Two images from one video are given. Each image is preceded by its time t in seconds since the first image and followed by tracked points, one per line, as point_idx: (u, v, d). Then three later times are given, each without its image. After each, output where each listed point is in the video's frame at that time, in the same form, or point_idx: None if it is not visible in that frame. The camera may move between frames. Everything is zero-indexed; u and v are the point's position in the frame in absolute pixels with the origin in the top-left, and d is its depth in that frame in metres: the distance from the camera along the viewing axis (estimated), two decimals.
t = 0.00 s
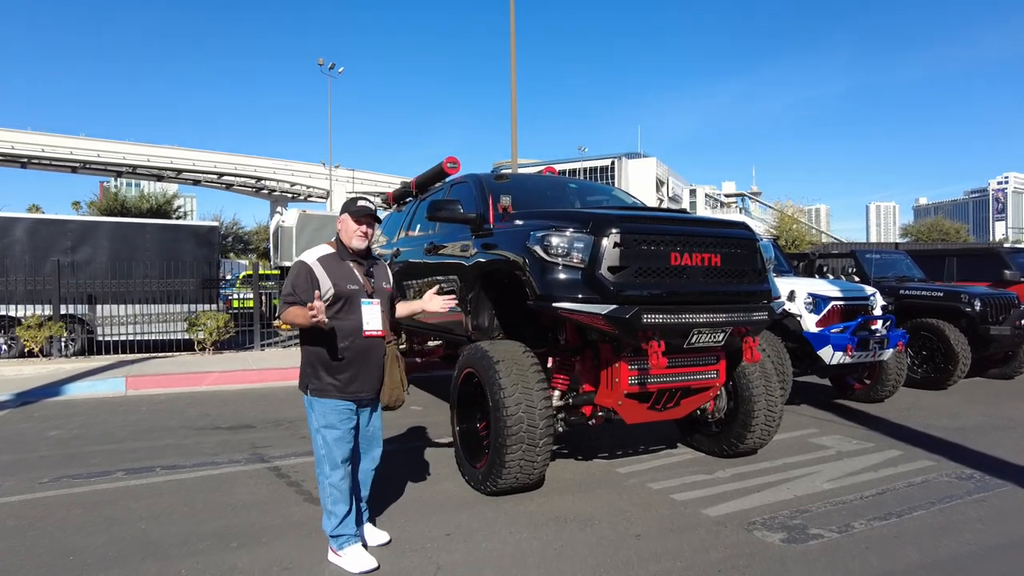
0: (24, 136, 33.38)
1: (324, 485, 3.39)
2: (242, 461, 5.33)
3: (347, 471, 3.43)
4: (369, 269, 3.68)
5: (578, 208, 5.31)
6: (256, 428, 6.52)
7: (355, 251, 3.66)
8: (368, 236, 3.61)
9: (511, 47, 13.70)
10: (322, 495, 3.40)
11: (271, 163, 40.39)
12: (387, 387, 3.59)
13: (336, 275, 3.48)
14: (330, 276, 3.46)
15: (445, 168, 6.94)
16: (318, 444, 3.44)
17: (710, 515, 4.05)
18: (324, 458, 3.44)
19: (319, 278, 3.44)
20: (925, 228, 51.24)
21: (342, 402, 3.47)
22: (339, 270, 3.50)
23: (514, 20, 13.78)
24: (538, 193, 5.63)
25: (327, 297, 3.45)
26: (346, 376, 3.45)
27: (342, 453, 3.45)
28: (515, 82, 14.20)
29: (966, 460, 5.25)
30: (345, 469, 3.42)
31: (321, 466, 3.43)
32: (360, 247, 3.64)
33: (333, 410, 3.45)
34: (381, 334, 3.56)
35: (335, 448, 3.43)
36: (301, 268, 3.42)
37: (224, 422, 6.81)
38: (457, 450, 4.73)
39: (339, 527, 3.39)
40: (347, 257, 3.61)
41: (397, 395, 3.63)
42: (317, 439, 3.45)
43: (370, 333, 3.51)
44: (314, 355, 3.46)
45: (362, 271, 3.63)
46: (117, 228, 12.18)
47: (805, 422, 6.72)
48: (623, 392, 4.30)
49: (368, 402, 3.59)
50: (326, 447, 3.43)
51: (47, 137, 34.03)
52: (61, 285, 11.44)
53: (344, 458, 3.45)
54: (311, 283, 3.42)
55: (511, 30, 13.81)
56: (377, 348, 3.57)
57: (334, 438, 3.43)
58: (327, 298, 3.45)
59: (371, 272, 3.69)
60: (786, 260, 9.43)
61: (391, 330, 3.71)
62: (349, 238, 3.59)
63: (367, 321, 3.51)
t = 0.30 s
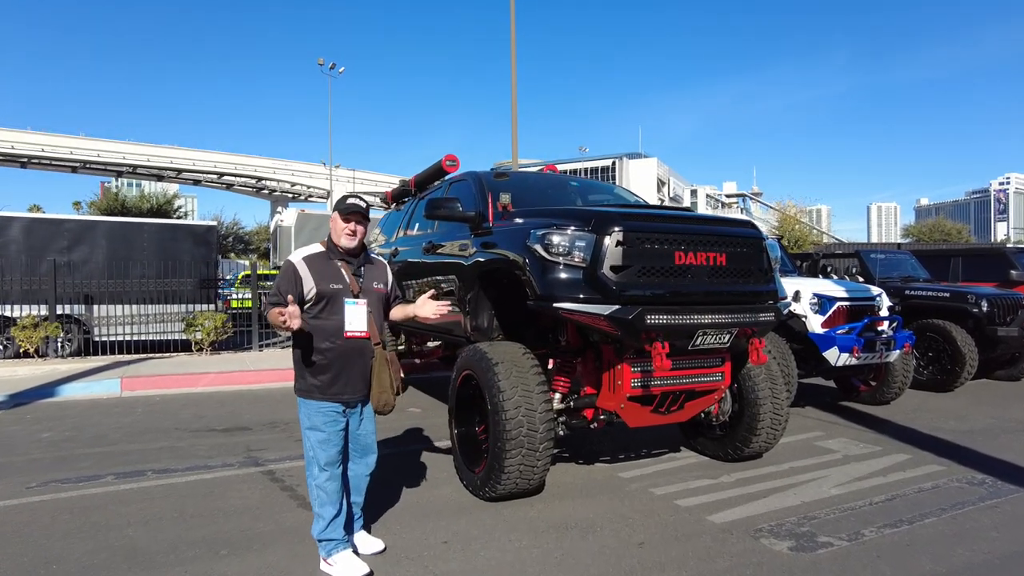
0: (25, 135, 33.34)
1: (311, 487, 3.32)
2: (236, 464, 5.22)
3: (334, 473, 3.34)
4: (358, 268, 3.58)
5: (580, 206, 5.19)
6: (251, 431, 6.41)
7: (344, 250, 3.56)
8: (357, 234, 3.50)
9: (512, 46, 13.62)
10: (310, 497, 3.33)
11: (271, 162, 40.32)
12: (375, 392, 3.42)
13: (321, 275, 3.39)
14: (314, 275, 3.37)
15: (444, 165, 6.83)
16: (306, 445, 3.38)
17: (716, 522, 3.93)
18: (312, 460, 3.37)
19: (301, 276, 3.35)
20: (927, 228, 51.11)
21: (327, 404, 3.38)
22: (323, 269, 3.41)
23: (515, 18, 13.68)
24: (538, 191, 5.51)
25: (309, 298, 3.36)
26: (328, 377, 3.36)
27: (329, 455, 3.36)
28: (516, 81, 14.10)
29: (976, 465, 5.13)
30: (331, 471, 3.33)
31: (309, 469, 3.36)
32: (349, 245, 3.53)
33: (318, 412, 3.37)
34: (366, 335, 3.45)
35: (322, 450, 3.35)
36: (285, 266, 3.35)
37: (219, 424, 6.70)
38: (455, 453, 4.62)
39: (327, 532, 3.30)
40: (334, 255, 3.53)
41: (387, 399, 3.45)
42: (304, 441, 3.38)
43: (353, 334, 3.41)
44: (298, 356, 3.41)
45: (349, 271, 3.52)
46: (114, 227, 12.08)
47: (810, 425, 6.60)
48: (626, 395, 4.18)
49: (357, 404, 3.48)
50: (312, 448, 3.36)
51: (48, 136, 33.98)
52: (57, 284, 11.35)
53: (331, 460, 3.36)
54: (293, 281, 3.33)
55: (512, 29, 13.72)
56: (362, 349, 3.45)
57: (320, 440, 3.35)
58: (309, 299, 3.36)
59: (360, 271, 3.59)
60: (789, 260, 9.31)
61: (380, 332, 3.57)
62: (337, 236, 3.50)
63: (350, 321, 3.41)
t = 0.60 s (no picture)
0: (28, 137, 33.40)
1: (296, 495, 3.20)
2: (225, 469, 5.12)
3: (320, 481, 3.23)
4: (345, 267, 3.49)
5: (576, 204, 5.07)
6: (244, 434, 6.32)
7: (329, 249, 3.47)
8: (344, 232, 3.41)
9: (512, 45, 13.49)
10: (294, 505, 3.22)
11: (274, 163, 40.30)
12: (366, 395, 3.33)
13: (307, 276, 3.30)
14: (300, 277, 3.27)
15: (441, 164, 6.72)
16: (291, 451, 3.26)
17: (714, 530, 3.80)
18: (297, 467, 3.25)
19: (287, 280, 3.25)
20: (933, 228, 50.78)
21: (316, 408, 3.26)
22: (309, 270, 3.31)
23: (515, 16, 13.55)
24: (534, 189, 5.40)
25: (297, 300, 3.27)
26: (318, 381, 3.25)
27: (315, 462, 3.24)
28: (516, 80, 13.99)
29: (985, 470, 4.98)
30: (316, 479, 3.22)
31: (293, 476, 3.24)
32: (335, 244, 3.44)
33: (305, 417, 3.24)
34: (356, 336, 3.34)
35: (307, 457, 3.22)
36: (270, 269, 3.25)
37: (212, 427, 6.61)
38: (447, 458, 4.49)
39: (311, 541, 3.19)
40: (319, 255, 3.42)
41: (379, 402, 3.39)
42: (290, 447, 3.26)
43: (344, 335, 3.31)
44: (286, 361, 3.28)
45: (336, 270, 3.43)
46: (112, 228, 12.02)
47: (814, 428, 6.47)
48: (622, 399, 4.06)
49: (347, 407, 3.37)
50: (298, 455, 3.24)
51: (51, 138, 34.04)
52: (54, 285, 11.30)
53: (318, 467, 3.24)
54: (279, 285, 3.23)
55: (512, 27, 13.60)
56: (354, 350, 3.35)
57: (306, 446, 3.23)
58: (297, 301, 3.27)
59: (347, 270, 3.49)
60: (793, 260, 9.17)
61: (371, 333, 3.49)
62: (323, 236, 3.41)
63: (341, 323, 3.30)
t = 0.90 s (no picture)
0: (37, 140, 33.63)
1: (284, 505, 3.09)
2: (217, 473, 5.06)
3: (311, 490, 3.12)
4: (334, 270, 3.40)
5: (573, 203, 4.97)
6: (239, 437, 6.26)
7: (319, 250, 3.36)
8: (340, 235, 3.35)
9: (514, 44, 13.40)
10: (281, 516, 3.10)
11: (281, 164, 40.39)
12: (360, 396, 3.32)
13: (303, 277, 3.17)
14: (296, 278, 3.15)
15: (438, 164, 6.63)
16: (279, 459, 3.13)
17: (712, 538, 3.69)
18: (286, 475, 3.13)
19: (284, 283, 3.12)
20: (944, 227, 50.27)
21: (312, 412, 3.15)
22: (306, 271, 3.19)
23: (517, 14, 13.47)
24: (530, 188, 5.30)
25: (293, 302, 3.14)
26: (316, 384, 3.15)
27: (305, 469, 3.14)
28: (518, 79, 13.90)
29: (994, 475, 4.85)
30: (307, 488, 3.12)
31: (282, 485, 3.12)
32: (328, 246, 3.35)
33: (299, 422, 3.13)
34: (353, 339, 3.27)
35: (298, 464, 3.11)
36: (263, 271, 3.09)
37: (208, 430, 6.56)
38: (441, 462, 4.40)
39: (299, 551, 3.10)
40: (311, 257, 3.31)
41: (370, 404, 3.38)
42: (279, 454, 3.13)
43: (343, 338, 3.22)
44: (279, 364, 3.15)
45: (328, 272, 3.33)
46: (114, 230, 12.05)
47: (818, 430, 6.34)
48: (617, 402, 3.96)
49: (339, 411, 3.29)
50: (288, 463, 3.11)
51: (59, 140, 34.25)
52: (56, 288, 11.32)
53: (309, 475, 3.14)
54: (274, 288, 3.10)
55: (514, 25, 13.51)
56: (349, 353, 3.29)
57: (298, 454, 3.11)
58: (293, 303, 3.14)
59: (337, 272, 3.41)
60: (798, 259, 9.03)
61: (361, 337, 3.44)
62: (319, 237, 3.30)
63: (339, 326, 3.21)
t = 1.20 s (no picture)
0: (48, 142, 33.94)
1: (278, 510, 3.04)
2: (216, 474, 5.04)
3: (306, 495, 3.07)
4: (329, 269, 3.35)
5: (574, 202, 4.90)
6: (240, 437, 6.25)
7: (313, 250, 3.31)
8: (334, 235, 3.33)
9: (519, 44, 13.36)
10: (274, 521, 3.05)
11: (289, 166, 40.56)
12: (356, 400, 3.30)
13: (301, 278, 3.11)
14: (295, 279, 3.09)
15: (438, 163, 6.58)
16: (274, 464, 3.06)
17: (712, 543, 3.62)
18: (280, 480, 3.06)
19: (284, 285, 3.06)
20: (955, 227, 49.79)
21: (310, 417, 3.09)
22: (304, 271, 3.13)
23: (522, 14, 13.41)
24: (530, 187, 5.24)
25: (293, 304, 3.08)
26: (318, 388, 3.10)
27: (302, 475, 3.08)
28: (523, 78, 13.83)
29: (1004, 479, 4.74)
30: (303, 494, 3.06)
31: (275, 489, 3.06)
32: (322, 246, 3.31)
33: (296, 428, 3.05)
34: (351, 341, 3.21)
35: (294, 470, 3.05)
36: (263, 273, 3.01)
37: (209, 431, 6.55)
38: (439, 464, 4.35)
39: (292, 556, 3.06)
40: (306, 257, 3.26)
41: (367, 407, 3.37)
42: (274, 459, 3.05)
43: (342, 339, 3.15)
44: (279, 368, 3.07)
45: (323, 271, 3.29)
46: (120, 231, 12.12)
47: (825, 433, 6.25)
48: (616, 404, 3.89)
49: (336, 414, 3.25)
50: (283, 469, 3.04)
51: (71, 143, 34.54)
52: (63, 289, 11.38)
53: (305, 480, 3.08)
54: (274, 290, 3.03)
55: (518, 24, 13.46)
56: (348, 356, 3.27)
57: (294, 460, 3.04)
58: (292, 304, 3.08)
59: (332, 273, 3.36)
60: (805, 259, 8.92)
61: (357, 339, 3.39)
62: (315, 236, 3.26)
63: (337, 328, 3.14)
